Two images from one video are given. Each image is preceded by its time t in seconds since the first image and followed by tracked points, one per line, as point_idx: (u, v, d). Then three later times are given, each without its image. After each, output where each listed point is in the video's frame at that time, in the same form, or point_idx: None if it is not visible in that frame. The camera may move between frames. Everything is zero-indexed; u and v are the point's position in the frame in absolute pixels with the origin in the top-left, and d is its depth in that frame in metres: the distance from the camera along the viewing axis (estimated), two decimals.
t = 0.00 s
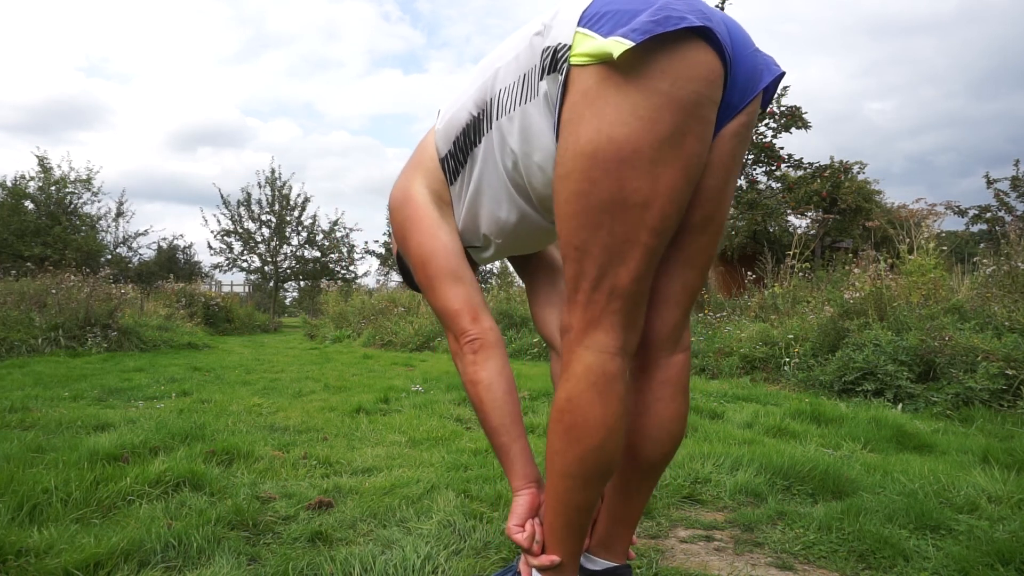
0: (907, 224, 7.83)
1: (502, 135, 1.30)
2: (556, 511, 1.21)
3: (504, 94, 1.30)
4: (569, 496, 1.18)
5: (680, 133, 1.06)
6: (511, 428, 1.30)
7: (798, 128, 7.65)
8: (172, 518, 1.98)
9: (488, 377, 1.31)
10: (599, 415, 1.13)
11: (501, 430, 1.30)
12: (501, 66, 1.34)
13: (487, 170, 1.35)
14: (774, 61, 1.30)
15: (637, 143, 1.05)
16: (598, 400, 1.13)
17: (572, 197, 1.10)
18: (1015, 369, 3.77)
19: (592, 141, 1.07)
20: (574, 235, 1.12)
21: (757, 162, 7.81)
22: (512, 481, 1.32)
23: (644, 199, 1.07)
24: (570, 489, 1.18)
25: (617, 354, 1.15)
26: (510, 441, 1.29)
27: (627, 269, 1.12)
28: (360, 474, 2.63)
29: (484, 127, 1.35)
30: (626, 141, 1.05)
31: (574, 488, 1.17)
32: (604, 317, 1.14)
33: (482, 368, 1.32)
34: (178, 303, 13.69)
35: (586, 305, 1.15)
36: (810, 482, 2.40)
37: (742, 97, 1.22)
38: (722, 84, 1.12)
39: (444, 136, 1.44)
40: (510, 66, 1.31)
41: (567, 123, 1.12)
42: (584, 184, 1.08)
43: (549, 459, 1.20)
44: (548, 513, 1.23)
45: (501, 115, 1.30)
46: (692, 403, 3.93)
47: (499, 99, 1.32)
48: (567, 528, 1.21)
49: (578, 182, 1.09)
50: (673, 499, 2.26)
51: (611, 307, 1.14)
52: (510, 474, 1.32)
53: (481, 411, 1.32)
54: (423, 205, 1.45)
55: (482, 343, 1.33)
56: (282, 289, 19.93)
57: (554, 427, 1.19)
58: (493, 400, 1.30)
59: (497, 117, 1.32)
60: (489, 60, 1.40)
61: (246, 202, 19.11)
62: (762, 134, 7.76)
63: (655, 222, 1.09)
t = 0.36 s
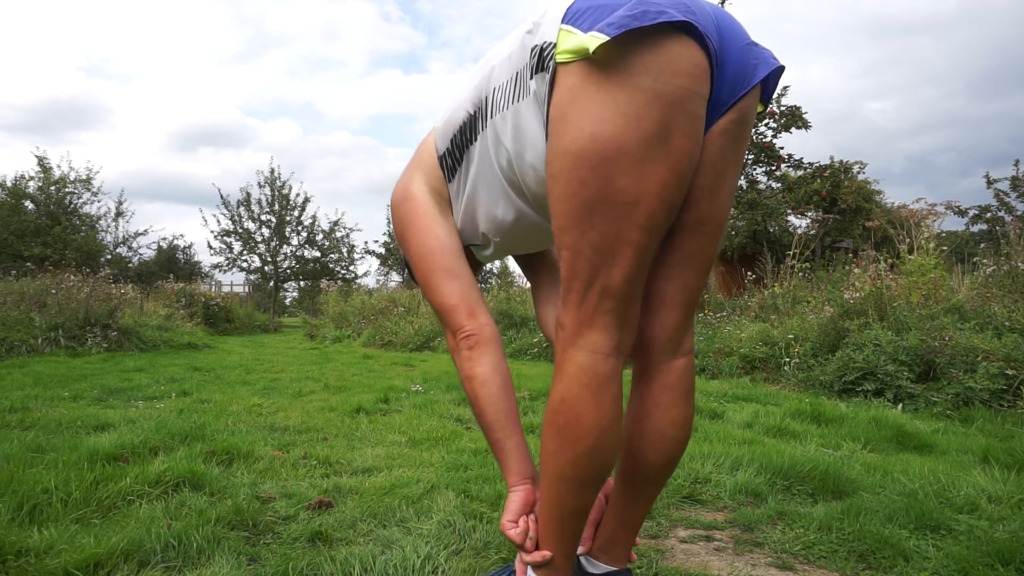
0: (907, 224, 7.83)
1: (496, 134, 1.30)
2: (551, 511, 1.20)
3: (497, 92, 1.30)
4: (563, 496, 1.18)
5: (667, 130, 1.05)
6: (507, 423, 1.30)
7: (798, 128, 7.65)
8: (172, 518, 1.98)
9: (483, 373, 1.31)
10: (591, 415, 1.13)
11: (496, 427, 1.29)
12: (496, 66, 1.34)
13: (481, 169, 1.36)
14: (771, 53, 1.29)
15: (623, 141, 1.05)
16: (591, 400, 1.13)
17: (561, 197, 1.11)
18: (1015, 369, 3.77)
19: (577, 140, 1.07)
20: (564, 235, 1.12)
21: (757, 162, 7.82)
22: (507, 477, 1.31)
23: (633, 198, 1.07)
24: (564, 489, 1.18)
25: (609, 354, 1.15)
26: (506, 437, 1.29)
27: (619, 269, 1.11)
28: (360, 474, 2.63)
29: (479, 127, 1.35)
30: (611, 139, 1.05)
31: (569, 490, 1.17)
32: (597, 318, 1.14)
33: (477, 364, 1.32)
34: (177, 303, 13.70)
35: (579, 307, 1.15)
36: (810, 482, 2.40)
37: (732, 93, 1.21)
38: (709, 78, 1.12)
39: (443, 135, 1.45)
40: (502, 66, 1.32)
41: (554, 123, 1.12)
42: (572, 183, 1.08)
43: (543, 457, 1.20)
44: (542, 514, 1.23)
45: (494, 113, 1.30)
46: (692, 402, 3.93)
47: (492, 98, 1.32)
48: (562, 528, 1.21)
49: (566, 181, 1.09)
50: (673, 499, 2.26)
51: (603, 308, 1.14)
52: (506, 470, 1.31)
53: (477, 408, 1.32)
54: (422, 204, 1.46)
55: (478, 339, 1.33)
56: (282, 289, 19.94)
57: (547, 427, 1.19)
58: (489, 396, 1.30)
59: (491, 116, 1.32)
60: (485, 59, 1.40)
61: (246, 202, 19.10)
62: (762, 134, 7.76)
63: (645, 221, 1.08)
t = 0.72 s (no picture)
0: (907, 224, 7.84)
1: (494, 138, 1.30)
2: (553, 515, 1.21)
3: (496, 96, 1.29)
4: (565, 499, 1.18)
5: (680, 132, 1.06)
6: (506, 429, 1.30)
7: (798, 128, 7.65)
8: (171, 518, 1.98)
9: (482, 380, 1.32)
10: (598, 418, 1.13)
11: (496, 433, 1.29)
12: (494, 69, 1.34)
13: (478, 175, 1.37)
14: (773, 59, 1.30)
15: (636, 143, 1.04)
16: (598, 403, 1.13)
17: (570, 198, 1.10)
18: (1015, 369, 3.77)
19: (588, 141, 1.07)
20: (572, 237, 1.11)
21: (757, 162, 7.81)
22: (507, 483, 1.31)
23: (644, 200, 1.07)
24: (567, 492, 1.18)
25: (615, 356, 1.15)
26: (506, 442, 1.29)
27: (627, 272, 1.12)
28: (360, 474, 2.63)
29: (473, 132, 1.35)
30: (626, 140, 1.04)
31: (572, 492, 1.17)
32: (603, 320, 1.14)
33: (475, 370, 1.32)
34: (178, 303, 13.70)
35: (586, 308, 1.15)
36: (810, 482, 2.40)
37: (738, 97, 1.22)
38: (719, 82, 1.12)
39: (434, 139, 1.45)
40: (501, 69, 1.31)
41: (565, 122, 1.11)
42: (583, 184, 1.08)
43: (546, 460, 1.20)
44: (544, 518, 1.23)
45: (492, 117, 1.30)
46: (692, 403, 3.93)
47: (488, 103, 1.32)
48: (564, 530, 1.21)
49: (577, 182, 1.09)
50: (673, 499, 2.26)
51: (610, 310, 1.14)
52: (506, 474, 1.31)
53: (475, 413, 1.32)
54: (414, 210, 1.46)
55: (475, 347, 1.33)
56: (282, 289, 19.94)
57: (551, 429, 1.19)
58: (486, 402, 1.30)
59: (487, 121, 1.32)
60: (482, 62, 1.40)
61: (246, 202, 19.10)
62: (762, 134, 7.76)
63: (654, 224, 1.09)
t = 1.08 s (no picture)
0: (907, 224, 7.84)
1: (498, 141, 1.30)
2: (556, 515, 1.21)
3: (501, 99, 1.29)
4: (569, 499, 1.18)
5: (693, 137, 1.06)
6: (507, 433, 1.30)
7: (798, 128, 7.65)
8: (172, 518, 1.98)
9: (482, 383, 1.32)
10: (608, 419, 1.13)
11: (497, 436, 1.29)
12: (497, 72, 1.34)
13: (479, 178, 1.37)
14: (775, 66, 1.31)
15: (650, 146, 1.05)
16: (607, 404, 1.13)
17: (582, 200, 1.09)
18: (1015, 369, 3.77)
19: (602, 144, 1.06)
20: (583, 238, 1.11)
21: (757, 162, 7.81)
22: (507, 486, 1.31)
23: (656, 203, 1.07)
24: (572, 493, 1.18)
25: (623, 358, 1.16)
26: (507, 444, 1.29)
27: (637, 274, 1.12)
28: (360, 474, 2.63)
29: (475, 135, 1.35)
30: (640, 144, 1.05)
31: (577, 493, 1.17)
32: (612, 321, 1.15)
33: (476, 373, 1.32)
34: (178, 303, 13.71)
35: (595, 310, 1.15)
36: (810, 482, 2.40)
37: (746, 101, 1.22)
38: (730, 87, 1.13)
39: (433, 142, 1.45)
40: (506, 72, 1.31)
41: (579, 125, 1.10)
42: (596, 187, 1.07)
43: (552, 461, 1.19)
44: (547, 519, 1.23)
45: (495, 121, 1.30)
46: (692, 403, 3.93)
47: (490, 107, 1.32)
48: (567, 530, 1.21)
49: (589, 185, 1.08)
50: (674, 499, 2.26)
51: (619, 312, 1.14)
52: (505, 477, 1.31)
53: (476, 416, 1.32)
54: (410, 212, 1.45)
55: (474, 349, 1.33)
56: (282, 289, 19.94)
57: (558, 430, 1.18)
58: (487, 405, 1.30)
59: (490, 124, 1.31)
60: (483, 64, 1.41)
61: (246, 202, 19.10)
62: (762, 134, 7.75)
63: (665, 227, 1.09)
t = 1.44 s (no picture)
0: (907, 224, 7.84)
1: (502, 136, 1.30)
2: (559, 514, 1.21)
3: (506, 94, 1.29)
4: (571, 497, 1.18)
5: (699, 138, 1.06)
6: (510, 430, 1.30)
7: (798, 128, 7.65)
8: (171, 518, 1.98)
9: (486, 380, 1.31)
10: (611, 418, 1.14)
11: (500, 433, 1.29)
12: (503, 68, 1.34)
13: (483, 173, 1.37)
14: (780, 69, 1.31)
15: (657, 145, 1.05)
16: (611, 403, 1.14)
17: (588, 199, 1.09)
18: (1015, 369, 3.77)
19: (609, 143, 1.06)
20: (587, 237, 1.11)
21: (757, 162, 7.81)
22: (508, 483, 1.32)
23: (661, 203, 1.07)
24: (574, 491, 1.18)
25: (627, 357, 1.16)
26: (510, 441, 1.29)
27: (641, 273, 1.12)
28: (360, 474, 2.63)
29: (480, 129, 1.35)
30: (647, 144, 1.04)
31: (580, 492, 1.17)
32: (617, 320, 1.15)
33: (480, 369, 1.32)
34: (178, 303, 13.71)
35: (599, 309, 1.15)
36: (810, 482, 2.40)
37: (752, 103, 1.22)
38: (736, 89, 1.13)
39: (437, 135, 1.44)
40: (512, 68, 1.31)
41: (585, 124, 1.10)
42: (602, 186, 1.07)
43: (555, 459, 1.19)
44: (549, 517, 1.23)
45: (500, 116, 1.30)
46: (692, 403, 3.93)
47: (496, 101, 1.32)
48: (569, 528, 1.21)
49: (595, 184, 1.08)
50: (674, 499, 2.25)
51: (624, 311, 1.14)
52: (507, 474, 1.32)
53: (479, 413, 1.32)
54: (416, 207, 1.45)
55: (479, 345, 1.33)
56: (282, 289, 19.94)
57: (562, 428, 1.18)
58: (491, 402, 1.30)
59: (494, 119, 1.31)
60: (489, 59, 1.40)
61: (246, 202, 19.10)
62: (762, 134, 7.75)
63: (669, 226, 1.09)
